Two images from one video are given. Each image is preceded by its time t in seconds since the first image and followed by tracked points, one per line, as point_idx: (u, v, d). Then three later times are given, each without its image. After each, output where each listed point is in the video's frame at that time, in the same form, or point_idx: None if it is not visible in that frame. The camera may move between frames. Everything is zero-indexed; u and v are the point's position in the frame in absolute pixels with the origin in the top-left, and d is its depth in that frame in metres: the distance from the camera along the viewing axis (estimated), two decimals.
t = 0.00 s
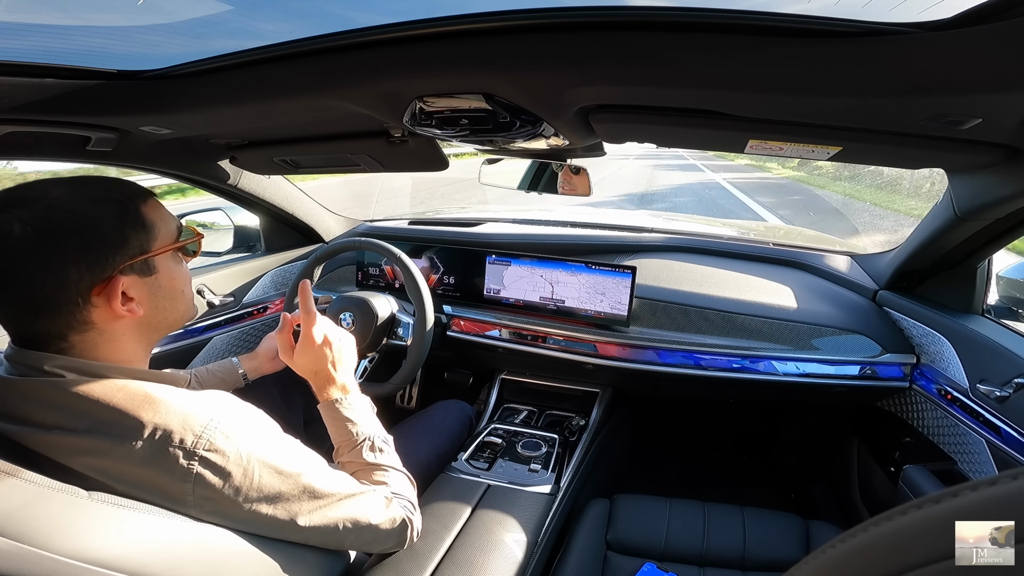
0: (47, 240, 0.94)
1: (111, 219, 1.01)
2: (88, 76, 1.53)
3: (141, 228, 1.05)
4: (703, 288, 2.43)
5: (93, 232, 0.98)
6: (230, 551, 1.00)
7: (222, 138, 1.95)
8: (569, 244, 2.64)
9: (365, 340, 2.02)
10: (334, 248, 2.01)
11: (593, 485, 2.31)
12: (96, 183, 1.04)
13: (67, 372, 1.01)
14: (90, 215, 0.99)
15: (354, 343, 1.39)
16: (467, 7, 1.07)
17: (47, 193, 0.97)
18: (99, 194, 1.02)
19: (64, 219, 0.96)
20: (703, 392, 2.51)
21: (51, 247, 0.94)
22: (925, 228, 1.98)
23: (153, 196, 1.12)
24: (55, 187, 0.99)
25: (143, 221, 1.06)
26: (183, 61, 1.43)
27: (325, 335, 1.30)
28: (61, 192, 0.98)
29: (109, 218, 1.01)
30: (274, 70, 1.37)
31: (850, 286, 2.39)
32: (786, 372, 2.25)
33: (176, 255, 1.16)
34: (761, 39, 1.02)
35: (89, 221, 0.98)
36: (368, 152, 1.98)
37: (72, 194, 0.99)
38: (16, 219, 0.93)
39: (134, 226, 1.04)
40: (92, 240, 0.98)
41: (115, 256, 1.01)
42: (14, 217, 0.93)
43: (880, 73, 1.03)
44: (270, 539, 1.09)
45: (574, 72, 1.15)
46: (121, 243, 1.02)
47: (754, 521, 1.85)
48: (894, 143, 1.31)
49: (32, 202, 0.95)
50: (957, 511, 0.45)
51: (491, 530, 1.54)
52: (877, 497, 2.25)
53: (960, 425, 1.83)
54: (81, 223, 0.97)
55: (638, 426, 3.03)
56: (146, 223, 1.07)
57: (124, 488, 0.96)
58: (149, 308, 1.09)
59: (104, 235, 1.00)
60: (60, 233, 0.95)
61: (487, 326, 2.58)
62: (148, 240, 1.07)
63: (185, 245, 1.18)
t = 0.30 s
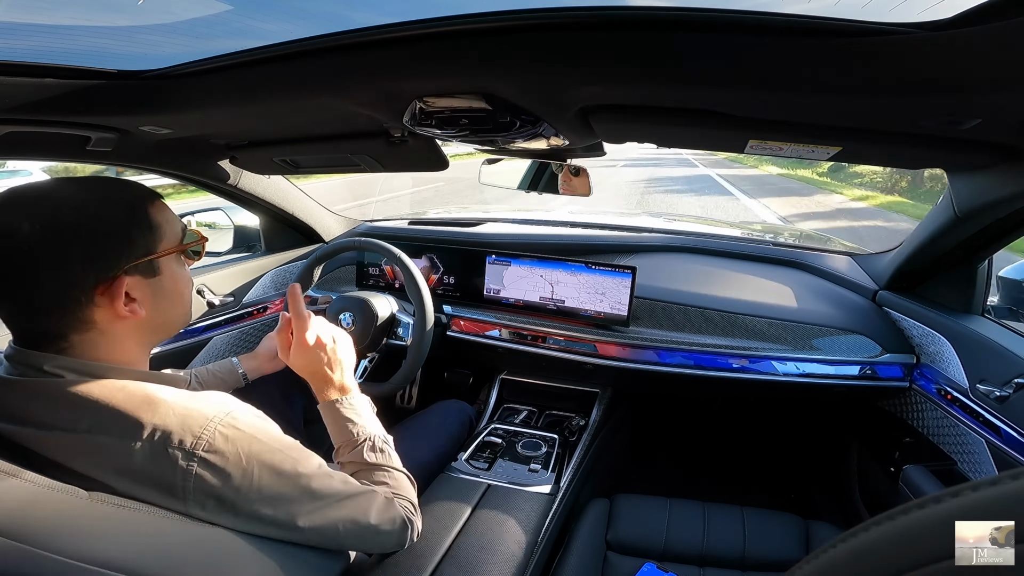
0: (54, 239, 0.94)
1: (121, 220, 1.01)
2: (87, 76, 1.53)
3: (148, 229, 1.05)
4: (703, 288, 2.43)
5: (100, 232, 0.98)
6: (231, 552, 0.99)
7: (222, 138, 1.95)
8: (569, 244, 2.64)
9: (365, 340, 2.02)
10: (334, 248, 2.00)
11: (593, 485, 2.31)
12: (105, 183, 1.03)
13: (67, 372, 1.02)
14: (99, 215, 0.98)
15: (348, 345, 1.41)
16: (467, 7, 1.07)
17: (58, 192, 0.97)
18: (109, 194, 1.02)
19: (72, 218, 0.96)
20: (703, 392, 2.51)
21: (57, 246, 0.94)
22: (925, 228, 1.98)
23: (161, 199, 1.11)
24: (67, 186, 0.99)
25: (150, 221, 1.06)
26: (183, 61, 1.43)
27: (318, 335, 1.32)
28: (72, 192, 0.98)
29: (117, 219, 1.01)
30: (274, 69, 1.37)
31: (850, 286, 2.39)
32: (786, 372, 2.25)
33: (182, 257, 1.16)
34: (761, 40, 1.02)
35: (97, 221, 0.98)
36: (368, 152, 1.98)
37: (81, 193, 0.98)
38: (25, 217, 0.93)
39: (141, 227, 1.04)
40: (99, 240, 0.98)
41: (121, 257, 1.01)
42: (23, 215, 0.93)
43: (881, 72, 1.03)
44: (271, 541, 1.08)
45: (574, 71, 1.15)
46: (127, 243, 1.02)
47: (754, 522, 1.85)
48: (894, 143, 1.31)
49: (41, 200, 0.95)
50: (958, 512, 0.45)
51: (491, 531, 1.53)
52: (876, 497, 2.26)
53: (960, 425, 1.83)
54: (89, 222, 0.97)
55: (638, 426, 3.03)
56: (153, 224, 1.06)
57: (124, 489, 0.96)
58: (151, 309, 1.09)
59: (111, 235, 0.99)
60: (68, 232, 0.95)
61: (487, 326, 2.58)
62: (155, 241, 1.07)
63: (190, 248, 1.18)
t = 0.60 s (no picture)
0: (54, 236, 0.94)
1: (121, 220, 1.01)
2: (88, 76, 1.53)
3: (147, 228, 1.05)
4: (703, 287, 2.43)
5: (100, 231, 0.98)
6: (231, 551, 1.00)
7: (222, 137, 1.95)
8: (569, 244, 2.64)
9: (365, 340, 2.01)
10: (334, 248, 2.00)
11: (593, 485, 2.31)
12: (107, 183, 1.04)
13: (68, 371, 1.02)
14: (100, 214, 0.99)
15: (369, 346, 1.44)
16: (466, 7, 1.07)
17: (60, 189, 0.97)
18: (111, 193, 1.02)
19: (74, 216, 0.96)
20: (703, 392, 2.51)
21: (57, 243, 0.95)
22: (925, 228, 1.98)
23: (161, 198, 1.12)
24: (69, 184, 0.99)
25: (149, 221, 1.06)
26: (183, 61, 1.43)
27: (344, 330, 1.37)
28: (75, 190, 0.99)
29: (118, 218, 1.01)
30: (274, 69, 1.37)
31: (850, 286, 2.39)
32: (787, 372, 2.25)
33: (180, 257, 1.16)
34: (761, 40, 1.02)
35: (97, 220, 0.98)
36: (367, 152, 1.98)
37: (83, 191, 0.99)
38: (26, 214, 0.93)
39: (140, 226, 1.04)
40: (99, 238, 0.98)
41: (120, 256, 1.01)
42: (24, 212, 0.93)
43: (881, 72, 1.03)
44: (270, 539, 1.09)
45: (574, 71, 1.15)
46: (128, 243, 1.02)
47: (754, 522, 1.85)
48: (894, 143, 1.31)
49: (44, 197, 0.96)
50: (958, 512, 0.45)
51: (491, 531, 1.53)
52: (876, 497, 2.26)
53: (960, 425, 1.83)
54: (89, 220, 0.97)
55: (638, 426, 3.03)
56: (152, 224, 1.07)
57: (125, 488, 0.96)
58: (149, 308, 1.09)
59: (111, 234, 1.00)
60: (69, 230, 0.95)
61: (487, 326, 2.58)
62: (154, 240, 1.07)
63: (189, 248, 1.18)
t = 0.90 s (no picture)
0: (54, 236, 0.94)
1: (120, 218, 1.01)
2: (88, 75, 1.53)
3: (146, 226, 1.05)
4: (703, 288, 2.43)
5: (100, 229, 0.98)
6: (230, 550, 1.00)
7: (222, 137, 1.95)
8: (569, 243, 2.64)
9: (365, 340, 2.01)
10: (334, 248, 2.00)
11: (593, 485, 2.31)
12: (105, 182, 1.04)
13: (68, 370, 1.01)
14: (99, 213, 0.99)
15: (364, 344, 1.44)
16: (467, 7, 1.06)
17: (58, 189, 0.97)
18: (109, 192, 1.02)
19: (73, 216, 0.96)
20: (703, 392, 2.51)
21: (57, 243, 0.95)
22: (925, 229, 1.98)
23: (160, 197, 1.12)
24: (67, 184, 0.99)
25: (149, 220, 1.06)
26: (184, 61, 1.43)
27: (337, 330, 1.37)
28: (72, 189, 0.98)
29: (116, 216, 1.01)
30: (275, 69, 1.37)
31: (850, 286, 2.39)
32: (787, 372, 2.25)
33: (181, 256, 1.16)
34: (762, 39, 1.02)
35: (96, 219, 0.98)
36: (367, 152, 1.98)
37: (81, 190, 0.99)
38: (25, 214, 0.94)
39: (139, 225, 1.04)
40: (99, 237, 0.98)
41: (119, 254, 1.01)
42: (24, 212, 0.94)
43: (881, 72, 1.03)
44: (270, 540, 1.09)
45: (574, 70, 1.15)
46: (128, 242, 1.02)
47: (753, 522, 1.85)
48: (894, 143, 1.31)
49: (43, 197, 0.96)
50: (957, 511, 0.45)
51: (490, 532, 1.53)
52: (877, 497, 2.25)
53: (960, 426, 1.83)
54: (88, 219, 0.97)
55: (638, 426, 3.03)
56: (151, 222, 1.07)
57: (124, 488, 0.96)
58: (151, 307, 1.09)
59: (111, 233, 1.00)
60: (67, 229, 0.95)
61: (487, 326, 2.58)
62: (154, 239, 1.07)
63: (190, 246, 1.19)
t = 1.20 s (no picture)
0: (53, 238, 0.94)
1: (118, 218, 1.01)
2: (87, 75, 1.53)
3: (145, 226, 1.05)
4: (703, 288, 2.43)
5: (98, 230, 0.98)
6: (230, 551, 1.00)
7: (222, 138, 1.95)
8: (568, 244, 2.64)
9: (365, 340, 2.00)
10: (334, 248, 2.00)
11: (593, 485, 2.32)
12: (102, 182, 1.03)
13: (69, 371, 1.02)
14: (96, 213, 0.98)
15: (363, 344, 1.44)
16: (467, 7, 1.06)
17: (56, 191, 0.97)
18: (107, 192, 1.02)
19: (71, 217, 0.96)
20: (703, 392, 2.50)
21: (55, 245, 0.94)
22: (925, 228, 1.98)
23: (158, 196, 1.11)
24: (63, 185, 0.99)
25: (147, 220, 1.06)
26: (183, 61, 1.43)
27: (336, 330, 1.37)
28: (69, 190, 0.98)
29: (114, 216, 1.01)
30: (275, 68, 1.37)
31: (849, 286, 2.39)
32: (786, 372, 2.25)
33: (180, 256, 1.16)
34: (763, 39, 1.02)
35: (95, 220, 0.98)
36: (367, 152, 1.98)
37: (78, 192, 0.98)
38: (23, 217, 0.93)
39: (138, 225, 1.04)
40: (97, 238, 0.98)
41: (119, 254, 1.01)
42: (22, 214, 0.93)
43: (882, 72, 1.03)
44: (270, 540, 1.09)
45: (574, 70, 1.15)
46: (127, 242, 1.02)
47: (753, 522, 1.85)
48: (894, 143, 1.31)
49: (41, 199, 0.95)
50: (957, 512, 0.45)
51: (490, 531, 1.53)
52: (876, 497, 2.26)
53: (960, 426, 1.83)
54: (86, 221, 0.97)
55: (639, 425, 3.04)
56: (149, 222, 1.06)
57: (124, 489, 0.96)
58: (151, 307, 1.09)
59: (110, 234, 0.99)
60: (66, 231, 0.95)
61: (487, 326, 2.58)
62: (153, 238, 1.07)
63: (190, 246, 1.19)
